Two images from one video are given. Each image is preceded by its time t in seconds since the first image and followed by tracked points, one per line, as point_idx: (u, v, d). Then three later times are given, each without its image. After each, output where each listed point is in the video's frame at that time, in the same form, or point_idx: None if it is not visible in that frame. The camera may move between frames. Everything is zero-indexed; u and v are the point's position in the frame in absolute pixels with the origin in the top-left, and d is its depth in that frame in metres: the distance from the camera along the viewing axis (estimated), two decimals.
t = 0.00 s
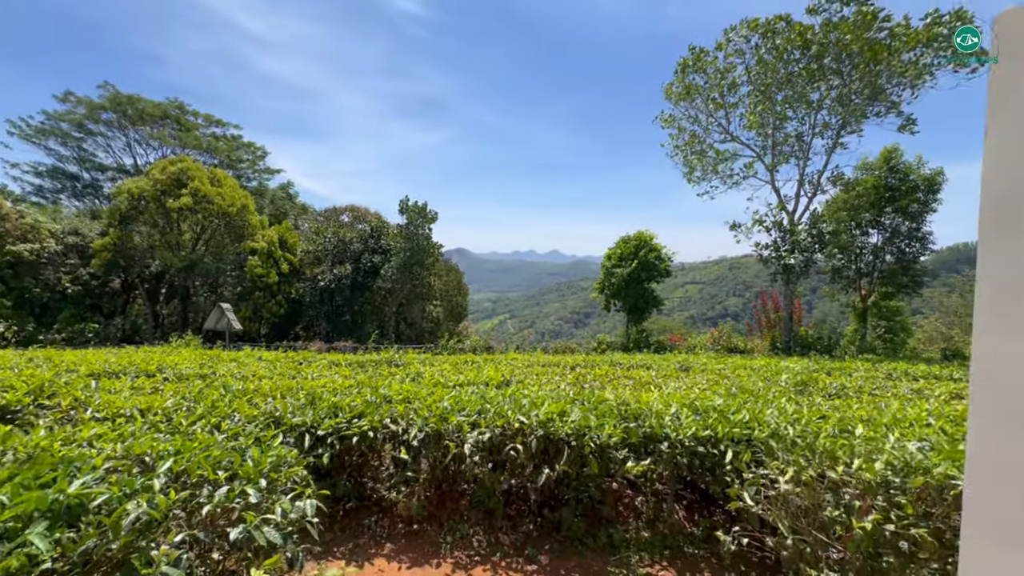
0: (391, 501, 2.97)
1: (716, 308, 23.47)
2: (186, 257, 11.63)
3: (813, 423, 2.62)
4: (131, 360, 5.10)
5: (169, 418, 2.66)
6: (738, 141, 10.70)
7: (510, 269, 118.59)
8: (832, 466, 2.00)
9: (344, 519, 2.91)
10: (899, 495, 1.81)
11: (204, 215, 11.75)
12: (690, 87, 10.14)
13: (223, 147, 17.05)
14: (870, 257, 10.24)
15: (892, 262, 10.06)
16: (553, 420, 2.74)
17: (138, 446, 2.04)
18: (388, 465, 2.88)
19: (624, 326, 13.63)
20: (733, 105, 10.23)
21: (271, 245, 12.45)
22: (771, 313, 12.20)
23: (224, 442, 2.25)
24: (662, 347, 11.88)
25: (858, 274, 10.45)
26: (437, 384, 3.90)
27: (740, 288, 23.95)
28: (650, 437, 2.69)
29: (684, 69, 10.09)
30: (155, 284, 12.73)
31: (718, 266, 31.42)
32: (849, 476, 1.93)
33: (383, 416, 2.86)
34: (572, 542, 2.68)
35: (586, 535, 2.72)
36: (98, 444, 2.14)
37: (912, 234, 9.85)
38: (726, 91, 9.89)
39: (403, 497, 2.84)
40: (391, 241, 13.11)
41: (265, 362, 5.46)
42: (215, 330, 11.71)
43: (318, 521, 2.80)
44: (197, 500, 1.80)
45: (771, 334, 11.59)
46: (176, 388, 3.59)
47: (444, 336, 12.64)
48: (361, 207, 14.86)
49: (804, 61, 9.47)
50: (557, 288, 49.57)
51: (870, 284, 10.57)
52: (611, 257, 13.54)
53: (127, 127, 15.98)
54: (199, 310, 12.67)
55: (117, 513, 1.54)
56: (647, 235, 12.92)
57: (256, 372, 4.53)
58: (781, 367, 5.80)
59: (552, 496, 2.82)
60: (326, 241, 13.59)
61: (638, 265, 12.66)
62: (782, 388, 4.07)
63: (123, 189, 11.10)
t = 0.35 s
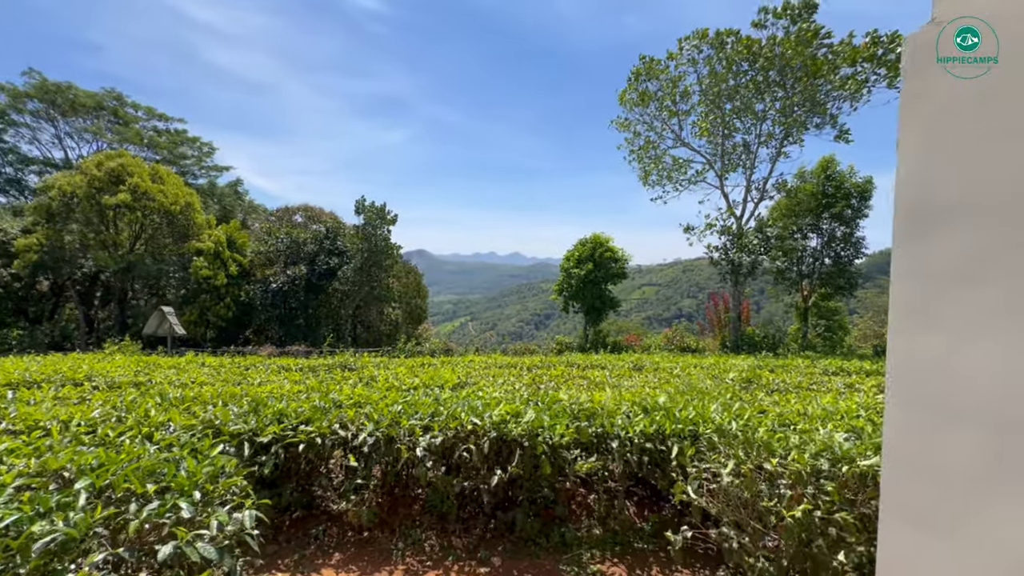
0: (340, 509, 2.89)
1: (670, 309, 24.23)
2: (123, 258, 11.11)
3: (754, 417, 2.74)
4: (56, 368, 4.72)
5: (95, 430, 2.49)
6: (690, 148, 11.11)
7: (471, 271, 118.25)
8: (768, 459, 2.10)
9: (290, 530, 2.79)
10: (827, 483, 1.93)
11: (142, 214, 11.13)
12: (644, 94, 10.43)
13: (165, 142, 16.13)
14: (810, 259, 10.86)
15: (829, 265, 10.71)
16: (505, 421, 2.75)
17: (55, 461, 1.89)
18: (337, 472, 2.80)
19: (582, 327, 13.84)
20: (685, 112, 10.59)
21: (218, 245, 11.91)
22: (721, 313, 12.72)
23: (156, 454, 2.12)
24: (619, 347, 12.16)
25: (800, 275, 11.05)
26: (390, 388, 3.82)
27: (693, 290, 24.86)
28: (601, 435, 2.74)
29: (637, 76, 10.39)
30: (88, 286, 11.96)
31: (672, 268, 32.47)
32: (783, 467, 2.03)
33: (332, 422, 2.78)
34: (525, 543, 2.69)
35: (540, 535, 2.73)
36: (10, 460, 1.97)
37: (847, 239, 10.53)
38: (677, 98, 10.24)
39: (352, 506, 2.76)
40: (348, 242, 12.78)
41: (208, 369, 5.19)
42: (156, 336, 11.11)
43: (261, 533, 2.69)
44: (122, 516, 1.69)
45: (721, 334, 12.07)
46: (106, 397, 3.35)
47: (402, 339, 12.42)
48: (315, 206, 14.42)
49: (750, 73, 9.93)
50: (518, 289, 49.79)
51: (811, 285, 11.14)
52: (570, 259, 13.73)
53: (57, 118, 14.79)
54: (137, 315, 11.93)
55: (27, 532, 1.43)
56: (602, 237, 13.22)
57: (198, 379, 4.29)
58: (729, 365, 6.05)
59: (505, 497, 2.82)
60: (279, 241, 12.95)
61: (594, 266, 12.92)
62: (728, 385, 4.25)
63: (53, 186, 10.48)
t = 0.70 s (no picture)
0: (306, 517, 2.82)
1: (634, 309, 24.76)
2: (63, 261, 10.60)
3: (715, 412, 2.85)
4: None
5: (40, 442, 2.35)
6: (654, 151, 11.41)
7: (437, 273, 117.25)
8: (729, 450, 2.20)
9: (253, 540, 2.71)
10: (783, 472, 2.04)
11: (86, 211, 10.63)
12: (609, 97, 10.64)
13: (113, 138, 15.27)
14: (765, 261, 11.37)
15: (783, 266, 11.26)
16: (475, 421, 2.75)
17: None
18: (302, 479, 2.73)
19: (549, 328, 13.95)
20: (648, 116, 10.86)
21: (171, 246, 11.44)
22: (683, 313, 13.12)
23: (106, 465, 2.01)
24: (586, 347, 12.34)
25: (756, 276, 11.55)
26: (357, 392, 3.76)
27: (656, 290, 25.51)
28: (569, 433, 2.79)
29: (602, 80, 10.60)
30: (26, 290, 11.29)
31: (636, 270, 33.19)
32: (742, 458, 2.13)
33: (297, 427, 2.71)
34: (495, 542, 2.70)
35: (510, 533, 2.75)
36: None
37: (799, 240, 11.07)
38: (641, 103, 10.51)
39: (319, 512, 2.70)
40: (311, 243, 12.46)
41: (162, 376, 4.95)
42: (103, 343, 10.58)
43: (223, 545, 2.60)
44: (72, 532, 1.61)
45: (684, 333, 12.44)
46: (49, 407, 3.16)
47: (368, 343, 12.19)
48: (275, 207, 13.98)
49: (711, 80, 10.26)
50: (485, 291, 49.72)
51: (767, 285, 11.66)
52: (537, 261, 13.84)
53: None
54: (82, 322, 11.28)
55: None
56: (569, 239, 13.36)
57: (151, 387, 4.08)
58: (691, 363, 6.25)
59: (476, 498, 2.82)
60: (236, 243, 12.33)
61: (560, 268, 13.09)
62: (691, 382, 4.41)
63: None
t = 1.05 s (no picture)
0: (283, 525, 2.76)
1: (602, 309, 25.17)
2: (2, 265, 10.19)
3: (690, 407, 2.95)
4: None
5: None
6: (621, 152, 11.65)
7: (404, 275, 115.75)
8: (707, 444, 2.28)
9: (228, 552, 2.62)
10: (758, 462, 2.14)
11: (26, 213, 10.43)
12: (578, 98, 10.80)
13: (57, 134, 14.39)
14: (727, 261, 11.81)
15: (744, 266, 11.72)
16: (456, 423, 2.75)
17: None
18: (279, 487, 2.67)
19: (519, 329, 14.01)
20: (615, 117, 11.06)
21: (121, 248, 11.00)
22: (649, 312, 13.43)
23: (71, 480, 1.91)
24: (557, 347, 12.45)
25: (718, 276, 11.97)
26: (332, 396, 3.69)
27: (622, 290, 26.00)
28: (550, 432, 2.82)
29: (573, 82, 10.73)
30: None
31: (603, 270, 33.73)
32: (720, 451, 2.21)
33: (273, 434, 2.64)
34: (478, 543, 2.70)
35: (492, 534, 2.76)
36: None
37: (758, 241, 11.55)
38: (608, 105, 10.72)
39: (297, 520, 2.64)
40: (275, 245, 12.06)
41: (119, 385, 4.70)
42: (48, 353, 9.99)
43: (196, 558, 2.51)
44: (39, 551, 1.52)
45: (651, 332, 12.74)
46: None
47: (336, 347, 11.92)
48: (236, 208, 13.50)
49: (676, 85, 10.56)
50: (454, 293, 49.45)
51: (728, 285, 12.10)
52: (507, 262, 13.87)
53: None
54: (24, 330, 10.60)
55: None
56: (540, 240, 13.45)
57: (111, 397, 3.87)
58: (660, 361, 6.42)
59: (458, 499, 2.82)
60: (193, 245, 11.93)
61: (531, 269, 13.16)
62: (663, 379, 4.54)
63: None
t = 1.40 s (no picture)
0: (269, 534, 2.69)
1: (571, 309, 25.44)
2: None
3: (673, 400, 3.04)
4: None
5: None
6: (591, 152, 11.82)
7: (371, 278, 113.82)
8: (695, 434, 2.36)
9: (212, 565, 2.54)
10: (743, 449, 2.23)
11: None
12: (549, 96, 10.88)
13: None
14: (694, 258, 12.16)
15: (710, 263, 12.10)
16: (445, 424, 2.74)
17: None
18: (265, 495, 2.60)
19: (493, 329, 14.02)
20: (585, 116, 11.20)
21: (69, 253, 10.46)
22: (620, 310, 13.66)
23: (47, 496, 1.81)
24: (531, 347, 12.51)
25: (686, 273, 12.32)
26: (312, 402, 3.61)
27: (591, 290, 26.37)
28: (538, 430, 2.85)
29: (547, 81, 10.79)
30: None
31: (571, 270, 34.11)
32: (707, 440, 2.30)
33: (257, 441, 2.56)
34: (470, 542, 2.71)
35: (484, 532, 2.76)
36: None
37: (723, 239, 11.95)
38: (577, 105, 10.87)
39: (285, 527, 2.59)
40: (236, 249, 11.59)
41: (78, 398, 4.44)
42: None
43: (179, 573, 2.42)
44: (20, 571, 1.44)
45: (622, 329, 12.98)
46: None
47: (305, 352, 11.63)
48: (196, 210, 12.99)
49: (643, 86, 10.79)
50: (423, 295, 48.96)
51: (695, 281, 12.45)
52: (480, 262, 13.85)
53: None
54: None
55: None
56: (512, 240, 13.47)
57: (73, 410, 3.67)
58: (634, 357, 6.58)
59: (448, 500, 2.82)
60: (149, 249, 11.41)
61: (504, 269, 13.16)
62: (640, 374, 4.65)
63: None
